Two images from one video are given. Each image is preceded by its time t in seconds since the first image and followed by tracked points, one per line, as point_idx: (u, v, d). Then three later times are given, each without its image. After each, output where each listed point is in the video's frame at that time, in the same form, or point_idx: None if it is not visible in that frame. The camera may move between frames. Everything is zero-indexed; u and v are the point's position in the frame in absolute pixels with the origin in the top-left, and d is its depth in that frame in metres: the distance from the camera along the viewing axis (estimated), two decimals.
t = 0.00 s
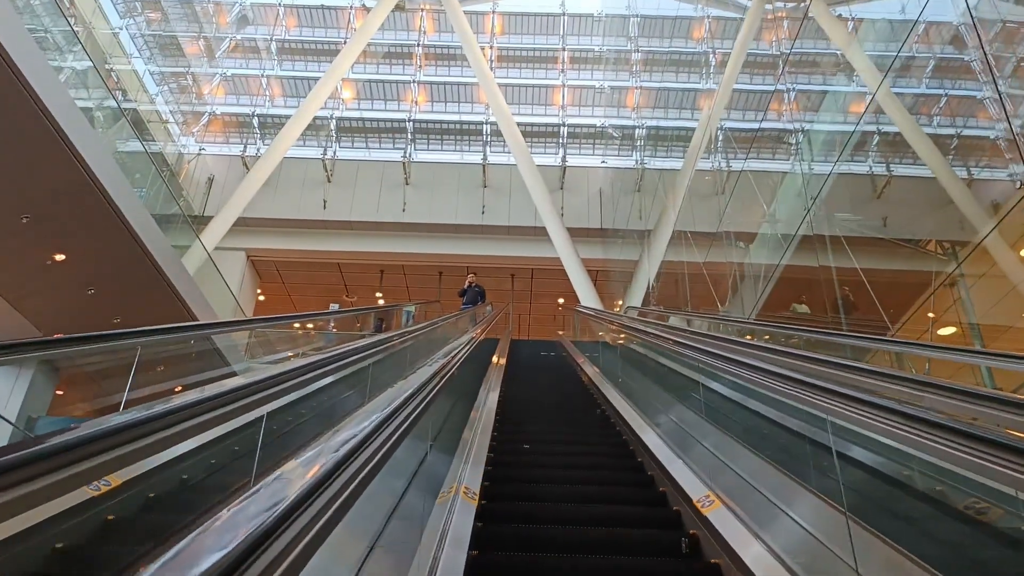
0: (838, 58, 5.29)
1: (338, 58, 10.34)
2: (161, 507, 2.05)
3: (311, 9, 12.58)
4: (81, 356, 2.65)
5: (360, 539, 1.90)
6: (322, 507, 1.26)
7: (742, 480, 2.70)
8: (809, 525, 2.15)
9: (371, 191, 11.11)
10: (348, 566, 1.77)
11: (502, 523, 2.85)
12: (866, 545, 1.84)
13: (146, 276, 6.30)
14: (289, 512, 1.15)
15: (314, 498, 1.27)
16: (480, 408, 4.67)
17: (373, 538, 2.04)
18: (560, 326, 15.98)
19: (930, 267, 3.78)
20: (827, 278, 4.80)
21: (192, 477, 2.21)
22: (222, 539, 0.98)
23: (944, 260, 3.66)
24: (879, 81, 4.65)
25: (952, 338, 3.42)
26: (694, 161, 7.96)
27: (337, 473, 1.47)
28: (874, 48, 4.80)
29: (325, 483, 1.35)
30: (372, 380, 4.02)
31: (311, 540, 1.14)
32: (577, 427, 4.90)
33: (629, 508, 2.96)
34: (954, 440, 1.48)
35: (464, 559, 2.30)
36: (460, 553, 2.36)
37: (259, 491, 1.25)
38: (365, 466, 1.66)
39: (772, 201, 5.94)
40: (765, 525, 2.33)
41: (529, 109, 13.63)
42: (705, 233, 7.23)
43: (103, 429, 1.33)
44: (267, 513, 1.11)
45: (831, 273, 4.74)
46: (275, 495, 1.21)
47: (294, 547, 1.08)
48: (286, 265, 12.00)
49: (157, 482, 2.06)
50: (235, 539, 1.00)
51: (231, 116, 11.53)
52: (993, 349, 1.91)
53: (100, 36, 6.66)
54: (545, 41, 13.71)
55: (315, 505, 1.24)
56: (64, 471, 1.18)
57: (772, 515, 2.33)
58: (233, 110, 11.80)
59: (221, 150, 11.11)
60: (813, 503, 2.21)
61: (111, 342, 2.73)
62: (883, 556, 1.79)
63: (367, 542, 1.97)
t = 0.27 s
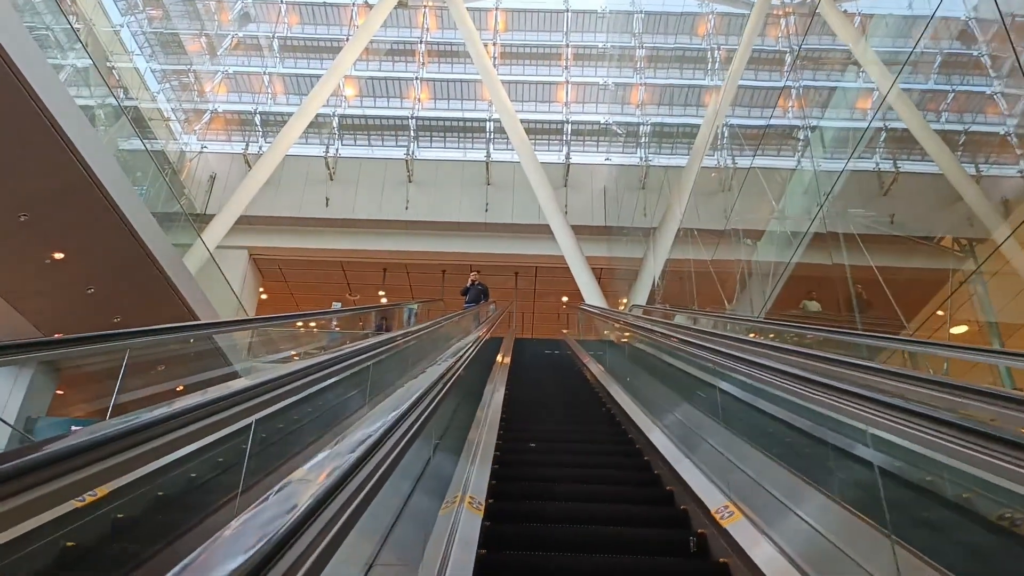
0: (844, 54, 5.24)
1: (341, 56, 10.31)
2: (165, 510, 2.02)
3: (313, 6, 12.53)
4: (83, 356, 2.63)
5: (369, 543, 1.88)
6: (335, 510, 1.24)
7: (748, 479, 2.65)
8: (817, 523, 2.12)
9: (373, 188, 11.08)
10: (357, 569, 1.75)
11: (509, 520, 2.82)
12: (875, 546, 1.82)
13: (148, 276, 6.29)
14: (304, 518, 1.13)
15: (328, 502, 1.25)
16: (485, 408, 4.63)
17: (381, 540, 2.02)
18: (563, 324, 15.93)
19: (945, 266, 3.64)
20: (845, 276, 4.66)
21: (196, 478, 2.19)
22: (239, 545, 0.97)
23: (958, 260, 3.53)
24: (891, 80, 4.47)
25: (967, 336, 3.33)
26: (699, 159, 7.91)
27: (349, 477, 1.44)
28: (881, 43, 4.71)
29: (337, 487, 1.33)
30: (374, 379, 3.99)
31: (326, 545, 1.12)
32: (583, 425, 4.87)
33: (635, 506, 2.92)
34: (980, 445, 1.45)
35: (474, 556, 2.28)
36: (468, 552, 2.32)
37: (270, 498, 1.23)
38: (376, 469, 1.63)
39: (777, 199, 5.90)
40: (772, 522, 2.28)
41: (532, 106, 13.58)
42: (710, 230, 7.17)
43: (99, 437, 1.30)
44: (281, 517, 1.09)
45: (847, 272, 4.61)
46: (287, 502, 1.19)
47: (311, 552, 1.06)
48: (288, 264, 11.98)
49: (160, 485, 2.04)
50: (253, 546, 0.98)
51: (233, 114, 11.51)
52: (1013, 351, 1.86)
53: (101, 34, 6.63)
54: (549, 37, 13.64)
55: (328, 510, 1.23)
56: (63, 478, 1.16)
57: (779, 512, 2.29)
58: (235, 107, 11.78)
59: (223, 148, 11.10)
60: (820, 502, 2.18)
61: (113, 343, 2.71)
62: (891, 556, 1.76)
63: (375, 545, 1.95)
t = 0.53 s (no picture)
0: (851, 49, 5.18)
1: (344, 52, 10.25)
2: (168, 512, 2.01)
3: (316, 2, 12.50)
4: (86, 355, 2.60)
5: (382, 540, 1.86)
6: (327, 545, 1.25)
7: (757, 477, 2.61)
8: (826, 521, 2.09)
9: (377, 186, 11.05)
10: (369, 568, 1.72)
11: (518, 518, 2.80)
12: (889, 543, 1.81)
13: (151, 275, 6.26)
14: (296, 554, 1.14)
15: (321, 534, 1.25)
16: (493, 407, 4.60)
17: (393, 537, 2.00)
18: (569, 323, 15.87)
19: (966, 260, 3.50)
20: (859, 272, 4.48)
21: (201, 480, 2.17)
22: None
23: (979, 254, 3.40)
24: (905, 79, 4.32)
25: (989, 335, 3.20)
26: (705, 155, 7.86)
27: (347, 502, 1.45)
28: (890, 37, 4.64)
29: (334, 517, 1.34)
30: (378, 379, 3.96)
31: None
32: (589, 423, 4.85)
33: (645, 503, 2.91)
34: (978, 437, 1.40)
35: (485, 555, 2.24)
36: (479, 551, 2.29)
37: (267, 524, 1.25)
38: (376, 490, 1.64)
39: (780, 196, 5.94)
40: (783, 520, 2.26)
41: (537, 103, 13.55)
42: (717, 228, 7.11)
43: (98, 440, 1.26)
44: (270, 554, 1.09)
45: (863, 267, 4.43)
46: (283, 530, 1.20)
47: None
48: (292, 262, 11.97)
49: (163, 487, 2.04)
50: None
51: (237, 112, 11.51)
52: None
53: (104, 32, 6.62)
54: (553, 34, 13.57)
55: (320, 545, 1.24)
56: (60, 485, 1.13)
57: (790, 510, 2.26)
58: (238, 105, 11.78)
59: (227, 146, 11.11)
60: (831, 499, 2.14)
61: (117, 342, 2.69)
62: (907, 556, 1.74)
63: (388, 540, 1.92)
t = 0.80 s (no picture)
0: (861, 46, 5.11)
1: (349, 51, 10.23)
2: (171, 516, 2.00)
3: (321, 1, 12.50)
4: (92, 356, 2.61)
5: (399, 533, 1.88)
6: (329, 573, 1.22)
7: (765, 477, 2.58)
8: (835, 520, 2.07)
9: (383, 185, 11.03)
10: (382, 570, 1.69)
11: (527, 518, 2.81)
12: (902, 543, 1.80)
13: (155, 275, 6.24)
14: (309, 568, 1.17)
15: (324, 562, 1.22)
16: (500, 407, 4.59)
17: (405, 537, 1.97)
18: (575, 322, 15.82)
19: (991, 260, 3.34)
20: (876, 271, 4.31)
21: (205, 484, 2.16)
22: None
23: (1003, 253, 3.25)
24: (919, 84, 4.20)
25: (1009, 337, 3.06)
26: (714, 154, 7.80)
27: (354, 517, 1.43)
28: (901, 34, 4.57)
29: (348, 525, 1.38)
30: (384, 379, 3.96)
31: None
32: (597, 423, 4.82)
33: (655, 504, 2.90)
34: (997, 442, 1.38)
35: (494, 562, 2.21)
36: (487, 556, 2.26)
37: (281, 532, 1.29)
38: (385, 501, 1.62)
39: (788, 196, 5.90)
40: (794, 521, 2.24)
41: (543, 102, 13.52)
42: (725, 227, 7.06)
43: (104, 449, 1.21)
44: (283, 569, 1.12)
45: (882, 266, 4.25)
46: (295, 540, 1.24)
47: None
48: (298, 262, 11.97)
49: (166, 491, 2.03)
50: None
51: (242, 111, 11.53)
52: None
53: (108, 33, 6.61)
54: (560, 32, 13.52)
55: (332, 557, 1.27)
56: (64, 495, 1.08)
57: (799, 509, 2.25)
58: (244, 104, 11.79)
59: (232, 146, 11.12)
60: (842, 501, 2.11)
61: (121, 343, 2.68)
62: (917, 552, 1.75)
63: (404, 533, 1.94)
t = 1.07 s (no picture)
0: (867, 45, 5.04)
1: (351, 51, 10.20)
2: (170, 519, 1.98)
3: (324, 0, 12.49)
4: (93, 357, 2.58)
5: (401, 535, 1.82)
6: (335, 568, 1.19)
7: (771, 480, 2.54)
8: (840, 522, 2.04)
9: (385, 185, 11.00)
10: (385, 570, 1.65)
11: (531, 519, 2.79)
12: (903, 545, 1.77)
13: (155, 276, 6.19)
14: (315, 567, 1.14)
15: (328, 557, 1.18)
16: (504, 408, 4.55)
17: (408, 538, 1.94)
18: (579, 323, 15.75)
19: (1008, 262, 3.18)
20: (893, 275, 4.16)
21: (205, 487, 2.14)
22: None
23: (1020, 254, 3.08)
24: (931, 87, 4.08)
25: None
26: (719, 154, 7.75)
27: (358, 518, 1.40)
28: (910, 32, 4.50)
29: (352, 526, 1.34)
30: (387, 381, 3.93)
31: None
32: (601, 424, 4.78)
33: (659, 505, 2.88)
34: (999, 440, 1.33)
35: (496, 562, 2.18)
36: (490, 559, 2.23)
37: (284, 533, 1.26)
38: (388, 502, 1.58)
39: (792, 196, 5.86)
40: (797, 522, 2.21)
41: (547, 101, 13.51)
42: (731, 227, 7.01)
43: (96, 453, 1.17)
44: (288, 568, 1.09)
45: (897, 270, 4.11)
46: (299, 541, 1.20)
47: None
48: (300, 262, 11.95)
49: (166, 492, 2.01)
50: None
51: (244, 111, 11.52)
52: None
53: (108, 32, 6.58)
54: (564, 31, 13.47)
55: (339, 554, 1.24)
56: (55, 500, 1.05)
57: (804, 512, 2.21)
58: (246, 103, 11.78)
59: (234, 145, 11.09)
60: (846, 502, 2.06)
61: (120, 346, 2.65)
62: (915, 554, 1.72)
63: (407, 534, 1.89)
